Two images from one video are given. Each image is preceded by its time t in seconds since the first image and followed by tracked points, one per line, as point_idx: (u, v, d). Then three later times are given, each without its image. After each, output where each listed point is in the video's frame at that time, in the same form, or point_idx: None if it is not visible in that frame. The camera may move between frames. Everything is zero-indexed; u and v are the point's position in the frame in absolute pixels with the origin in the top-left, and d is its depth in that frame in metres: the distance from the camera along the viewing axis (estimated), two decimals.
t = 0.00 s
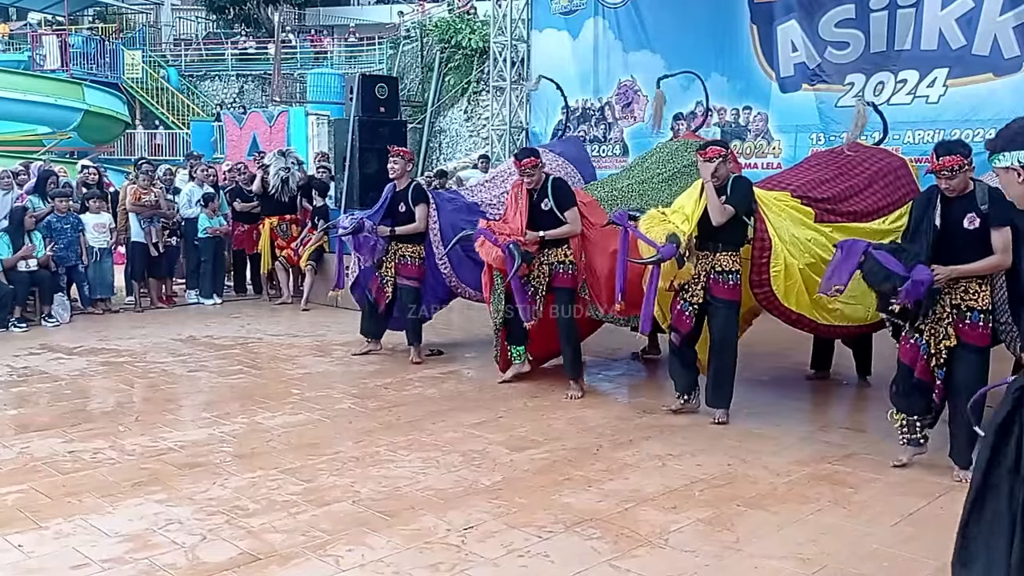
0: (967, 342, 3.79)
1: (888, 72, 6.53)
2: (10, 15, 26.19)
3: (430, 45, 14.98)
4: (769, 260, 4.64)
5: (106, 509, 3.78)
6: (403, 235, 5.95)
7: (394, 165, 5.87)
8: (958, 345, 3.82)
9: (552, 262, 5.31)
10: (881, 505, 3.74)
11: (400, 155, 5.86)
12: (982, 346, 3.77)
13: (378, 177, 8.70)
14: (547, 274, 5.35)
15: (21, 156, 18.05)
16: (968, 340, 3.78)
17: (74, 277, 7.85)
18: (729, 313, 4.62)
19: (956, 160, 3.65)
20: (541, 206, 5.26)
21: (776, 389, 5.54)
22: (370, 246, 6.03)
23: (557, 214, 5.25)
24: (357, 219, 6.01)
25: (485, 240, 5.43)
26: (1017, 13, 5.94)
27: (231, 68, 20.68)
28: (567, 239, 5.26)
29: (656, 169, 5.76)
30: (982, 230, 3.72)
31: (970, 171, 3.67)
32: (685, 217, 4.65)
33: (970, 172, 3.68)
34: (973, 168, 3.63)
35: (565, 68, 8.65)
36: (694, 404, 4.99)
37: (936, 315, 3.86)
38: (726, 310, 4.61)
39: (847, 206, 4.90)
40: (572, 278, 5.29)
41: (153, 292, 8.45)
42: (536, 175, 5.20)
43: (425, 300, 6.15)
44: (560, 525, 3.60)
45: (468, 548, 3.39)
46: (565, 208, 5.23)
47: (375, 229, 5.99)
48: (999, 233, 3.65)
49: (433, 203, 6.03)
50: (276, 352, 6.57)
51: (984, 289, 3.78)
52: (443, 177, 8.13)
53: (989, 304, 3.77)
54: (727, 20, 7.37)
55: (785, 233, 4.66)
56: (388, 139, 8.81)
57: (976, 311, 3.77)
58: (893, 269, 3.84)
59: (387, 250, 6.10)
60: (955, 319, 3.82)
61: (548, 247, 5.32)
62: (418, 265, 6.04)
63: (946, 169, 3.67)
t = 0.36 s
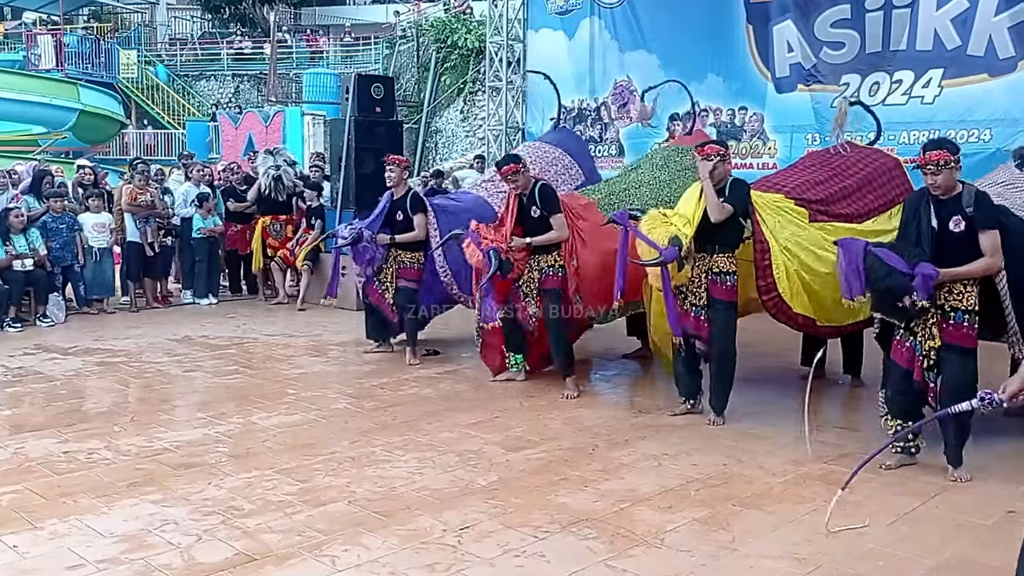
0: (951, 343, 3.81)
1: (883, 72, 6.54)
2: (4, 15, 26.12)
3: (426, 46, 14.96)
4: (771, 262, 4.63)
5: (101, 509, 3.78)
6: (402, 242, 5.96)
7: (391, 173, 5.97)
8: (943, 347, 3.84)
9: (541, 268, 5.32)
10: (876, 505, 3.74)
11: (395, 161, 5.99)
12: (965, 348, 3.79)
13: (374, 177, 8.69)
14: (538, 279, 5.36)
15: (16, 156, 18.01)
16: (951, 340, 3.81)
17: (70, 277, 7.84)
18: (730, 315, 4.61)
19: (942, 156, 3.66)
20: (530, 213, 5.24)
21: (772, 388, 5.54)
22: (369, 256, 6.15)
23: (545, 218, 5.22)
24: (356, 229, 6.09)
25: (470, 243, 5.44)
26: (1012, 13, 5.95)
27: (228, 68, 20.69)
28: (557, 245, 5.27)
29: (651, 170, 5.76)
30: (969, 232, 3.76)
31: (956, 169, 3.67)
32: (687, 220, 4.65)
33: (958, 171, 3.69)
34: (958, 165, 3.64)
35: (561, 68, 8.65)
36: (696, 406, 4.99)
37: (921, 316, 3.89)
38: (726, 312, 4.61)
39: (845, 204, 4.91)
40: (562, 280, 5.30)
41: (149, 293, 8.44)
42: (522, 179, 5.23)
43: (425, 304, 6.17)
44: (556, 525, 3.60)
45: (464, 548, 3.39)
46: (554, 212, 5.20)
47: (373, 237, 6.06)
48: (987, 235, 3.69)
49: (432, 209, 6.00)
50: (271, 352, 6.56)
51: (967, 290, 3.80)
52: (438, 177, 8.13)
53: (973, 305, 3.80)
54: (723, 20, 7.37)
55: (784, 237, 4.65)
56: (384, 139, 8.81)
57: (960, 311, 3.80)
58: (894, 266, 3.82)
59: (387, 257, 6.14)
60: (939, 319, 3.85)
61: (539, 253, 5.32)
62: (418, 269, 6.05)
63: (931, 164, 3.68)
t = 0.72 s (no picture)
0: (940, 347, 3.84)
1: (875, 72, 6.56)
2: None
3: (419, 45, 14.96)
4: (763, 264, 4.61)
5: (93, 510, 3.76)
6: (398, 246, 5.95)
7: (389, 176, 5.94)
8: (930, 350, 3.87)
9: (534, 274, 5.32)
10: (869, 505, 3.75)
11: (393, 164, 5.94)
12: (953, 351, 3.83)
13: (367, 176, 8.67)
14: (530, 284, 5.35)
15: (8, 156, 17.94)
16: (940, 343, 3.84)
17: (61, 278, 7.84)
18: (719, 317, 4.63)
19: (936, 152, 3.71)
20: (530, 220, 5.28)
21: (765, 388, 5.55)
22: (363, 257, 6.04)
23: (546, 225, 5.27)
24: (351, 231, 6.01)
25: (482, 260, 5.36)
26: (1003, 14, 5.98)
27: (219, 67, 20.42)
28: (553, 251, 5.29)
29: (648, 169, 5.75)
30: (961, 241, 3.78)
31: (949, 167, 3.71)
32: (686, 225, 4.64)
33: (953, 173, 3.73)
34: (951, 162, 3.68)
35: (554, 68, 8.65)
36: (688, 405, 4.99)
37: (909, 321, 3.91)
38: (715, 314, 4.63)
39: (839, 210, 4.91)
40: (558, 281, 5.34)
41: (141, 293, 8.41)
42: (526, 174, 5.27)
43: (419, 307, 6.14)
44: (549, 525, 3.60)
45: (457, 548, 3.39)
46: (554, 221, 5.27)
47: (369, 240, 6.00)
48: (981, 243, 3.72)
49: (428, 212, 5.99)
50: (264, 352, 6.55)
51: (958, 295, 3.81)
52: (432, 177, 8.12)
53: (963, 309, 3.81)
54: (715, 20, 7.38)
55: (778, 238, 4.63)
56: (377, 139, 8.80)
57: (950, 315, 3.82)
58: (888, 272, 3.81)
59: (382, 260, 6.08)
60: (928, 322, 3.88)
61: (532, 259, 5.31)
62: (414, 273, 6.05)
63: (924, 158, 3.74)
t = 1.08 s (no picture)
0: (941, 348, 3.85)
1: (866, 73, 6.58)
2: None
3: (411, 45, 14.94)
4: (766, 263, 4.64)
5: (83, 511, 3.75)
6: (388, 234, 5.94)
7: (380, 163, 5.89)
8: (933, 351, 3.87)
9: (534, 266, 5.30)
10: (859, 504, 3.76)
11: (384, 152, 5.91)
12: (954, 352, 3.84)
13: (359, 177, 8.66)
14: (529, 279, 5.32)
15: None
16: (942, 346, 3.84)
17: (51, 277, 7.82)
18: (723, 320, 4.63)
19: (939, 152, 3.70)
20: (525, 209, 5.28)
21: (756, 388, 5.57)
22: (356, 246, 6.03)
23: (538, 215, 5.26)
24: (343, 220, 6.04)
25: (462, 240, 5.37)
26: (993, 15, 6.00)
27: (212, 66, 20.55)
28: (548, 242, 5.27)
29: (643, 165, 5.78)
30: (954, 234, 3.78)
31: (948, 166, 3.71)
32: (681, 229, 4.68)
33: (949, 169, 3.73)
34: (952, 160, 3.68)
35: (546, 68, 8.65)
36: (680, 401, 5.01)
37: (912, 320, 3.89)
38: (719, 316, 4.63)
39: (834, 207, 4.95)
40: (553, 280, 5.30)
41: (132, 293, 8.37)
42: (519, 163, 5.26)
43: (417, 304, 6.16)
44: (541, 525, 3.60)
45: (450, 548, 3.39)
46: (547, 209, 5.22)
47: (360, 229, 6.00)
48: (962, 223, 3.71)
49: (422, 199, 6.00)
50: (256, 352, 6.54)
51: (959, 295, 3.82)
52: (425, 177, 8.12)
53: (964, 310, 3.82)
54: (708, 20, 7.40)
55: (778, 236, 4.68)
56: (369, 139, 8.79)
57: (950, 316, 3.82)
58: (877, 266, 3.88)
59: (375, 249, 6.07)
60: (929, 323, 3.86)
61: (530, 248, 5.32)
62: (407, 263, 6.04)
63: (929, 159, 3.69)
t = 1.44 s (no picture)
0: (920, 338, 3.87)
1: (853, 74, 6.61)
2: None
3: (400, 45, 14.93)
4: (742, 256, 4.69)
5: (69, 513, 3.72)
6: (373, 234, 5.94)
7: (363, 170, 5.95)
8: (914, 343, 3.90)
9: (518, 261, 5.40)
10: (847, 503, 3.78)
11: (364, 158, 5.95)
12: (935, 344, 3.87)
13: (347, 177, 8.65)
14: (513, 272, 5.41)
15: None
16: (922, 336, 3.87)
17: (36, 278, 7.73)
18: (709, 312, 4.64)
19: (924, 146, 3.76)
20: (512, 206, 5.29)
21: (744, 387, 5.59)
22: (341, 246, 6.09)
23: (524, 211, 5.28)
24: (329, 222, 6.05)
25: (451, 235, 5.43)
26: (978, 17, 6.02)
27: (199, 66, 20.49)
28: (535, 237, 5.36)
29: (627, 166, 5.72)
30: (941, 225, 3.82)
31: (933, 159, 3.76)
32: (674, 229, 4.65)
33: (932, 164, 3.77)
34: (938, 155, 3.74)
35: (535, 68, 8.66)
36: (669, 404, 5.01)
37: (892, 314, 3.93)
38: (704, 308, 4.64)
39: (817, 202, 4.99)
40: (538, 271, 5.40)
41: (118, 293, 8.34)
42: (511, 155, 5.25)
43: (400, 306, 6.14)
44: (530, 524, 3.60)
45: (438, 548, 3.38)
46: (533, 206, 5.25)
47: (346, 230, 6.01)
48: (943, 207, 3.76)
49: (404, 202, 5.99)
50: (244, 353, 6.52)
51: (937, 288, 3.87)
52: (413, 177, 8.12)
53: (942, 302, 3.87)
54: (696, 20, 7.41)
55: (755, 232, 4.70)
56: (358, 139, 8.77)
57: (930, 308, 3.86)
58: (871, 265, 3.85)
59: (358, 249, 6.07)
60: (910, 316, 3.90)
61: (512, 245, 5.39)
62: (388, 261, 6.02)
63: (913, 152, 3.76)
